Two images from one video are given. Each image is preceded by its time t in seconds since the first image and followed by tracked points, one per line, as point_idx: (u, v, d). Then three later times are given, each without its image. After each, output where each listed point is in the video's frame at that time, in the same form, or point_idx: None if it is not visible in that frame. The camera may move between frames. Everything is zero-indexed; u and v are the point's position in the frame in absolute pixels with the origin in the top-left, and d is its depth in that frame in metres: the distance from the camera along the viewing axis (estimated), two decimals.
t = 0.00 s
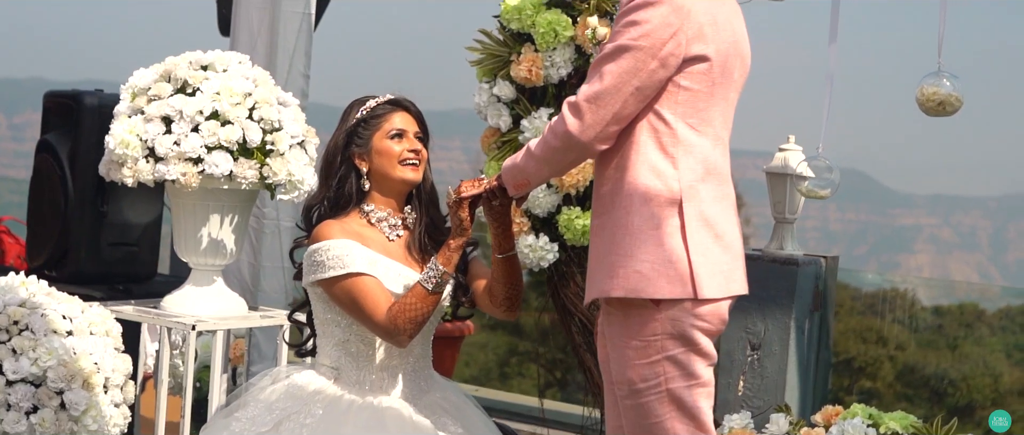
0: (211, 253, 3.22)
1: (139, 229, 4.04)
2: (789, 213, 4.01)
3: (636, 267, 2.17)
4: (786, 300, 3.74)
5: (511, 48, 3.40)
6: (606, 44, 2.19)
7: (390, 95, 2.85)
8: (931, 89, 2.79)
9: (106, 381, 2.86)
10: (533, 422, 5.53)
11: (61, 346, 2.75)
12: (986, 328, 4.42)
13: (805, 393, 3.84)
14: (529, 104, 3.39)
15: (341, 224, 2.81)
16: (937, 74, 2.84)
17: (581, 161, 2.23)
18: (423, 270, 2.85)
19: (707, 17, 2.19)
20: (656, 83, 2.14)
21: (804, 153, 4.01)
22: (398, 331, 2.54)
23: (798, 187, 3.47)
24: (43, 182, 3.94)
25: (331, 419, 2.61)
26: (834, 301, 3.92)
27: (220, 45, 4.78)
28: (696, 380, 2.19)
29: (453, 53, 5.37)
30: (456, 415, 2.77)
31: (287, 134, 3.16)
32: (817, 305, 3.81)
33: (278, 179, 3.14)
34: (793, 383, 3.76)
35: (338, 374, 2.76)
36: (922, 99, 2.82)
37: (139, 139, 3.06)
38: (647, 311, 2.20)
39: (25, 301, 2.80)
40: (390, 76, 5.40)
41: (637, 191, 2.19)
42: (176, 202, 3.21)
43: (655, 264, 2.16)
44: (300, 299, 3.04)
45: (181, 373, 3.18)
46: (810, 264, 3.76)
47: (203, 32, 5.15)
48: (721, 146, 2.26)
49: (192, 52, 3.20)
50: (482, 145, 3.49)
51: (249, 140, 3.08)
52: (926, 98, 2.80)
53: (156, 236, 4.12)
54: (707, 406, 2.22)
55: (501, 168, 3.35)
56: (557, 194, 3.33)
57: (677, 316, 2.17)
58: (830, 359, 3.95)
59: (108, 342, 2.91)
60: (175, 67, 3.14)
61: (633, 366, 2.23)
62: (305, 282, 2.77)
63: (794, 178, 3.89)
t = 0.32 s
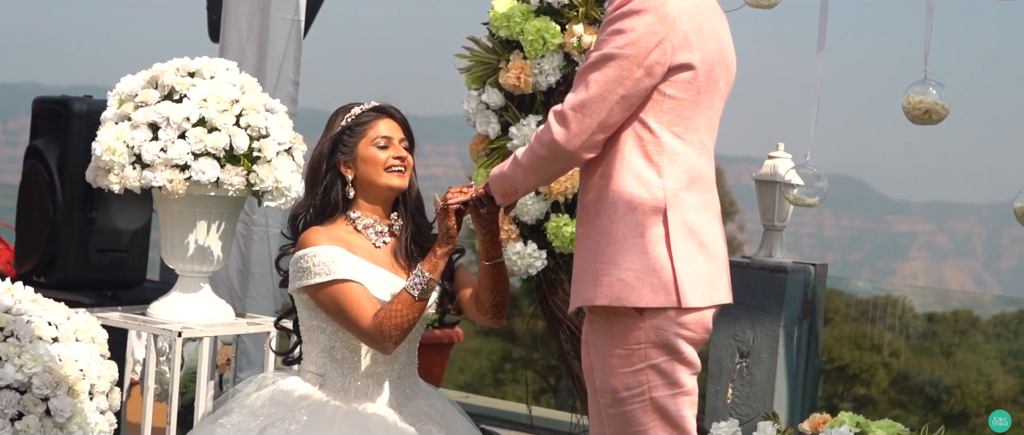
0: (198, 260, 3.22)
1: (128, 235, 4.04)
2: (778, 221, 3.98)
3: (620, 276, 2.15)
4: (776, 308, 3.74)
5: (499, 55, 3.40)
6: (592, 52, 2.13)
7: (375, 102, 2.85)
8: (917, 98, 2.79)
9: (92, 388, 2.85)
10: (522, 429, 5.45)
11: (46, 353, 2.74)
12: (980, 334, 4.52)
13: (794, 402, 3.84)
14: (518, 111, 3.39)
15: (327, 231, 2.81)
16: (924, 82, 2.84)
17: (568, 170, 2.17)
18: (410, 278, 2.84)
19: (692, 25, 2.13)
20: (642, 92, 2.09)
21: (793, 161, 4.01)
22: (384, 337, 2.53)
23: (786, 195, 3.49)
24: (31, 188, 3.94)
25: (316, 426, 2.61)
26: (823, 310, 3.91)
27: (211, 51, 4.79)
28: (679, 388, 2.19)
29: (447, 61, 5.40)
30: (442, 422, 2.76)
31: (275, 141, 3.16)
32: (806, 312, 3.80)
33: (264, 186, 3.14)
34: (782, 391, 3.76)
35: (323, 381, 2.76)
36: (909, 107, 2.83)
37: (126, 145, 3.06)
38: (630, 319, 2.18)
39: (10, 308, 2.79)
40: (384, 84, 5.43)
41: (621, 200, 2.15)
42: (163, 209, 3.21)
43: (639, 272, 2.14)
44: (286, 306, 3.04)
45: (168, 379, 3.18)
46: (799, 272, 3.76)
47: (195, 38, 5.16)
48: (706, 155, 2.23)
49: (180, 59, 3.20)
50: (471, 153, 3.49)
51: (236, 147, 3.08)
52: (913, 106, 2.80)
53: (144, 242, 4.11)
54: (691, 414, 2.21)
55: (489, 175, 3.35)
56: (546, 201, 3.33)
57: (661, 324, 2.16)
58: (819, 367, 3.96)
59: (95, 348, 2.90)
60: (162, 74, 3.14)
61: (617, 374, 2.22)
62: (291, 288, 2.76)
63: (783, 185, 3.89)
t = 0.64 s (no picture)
0: (189, 264, 3.22)
1: (121, 240, 4.05)
2: (771, 226, 3.98)
3: (609, 282, 2.04)
4: (769, 312, 3.73)
5: (492, 60, 3.40)
6: (580, 59, 2.03)
7: (366, 107, 2.85)
8: (907, 103, 2.79)
9: (82, 393, 2.85)
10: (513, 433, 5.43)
11: (36, 358, 2.74)
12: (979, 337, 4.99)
13: (786, 406, 3.84)
14: (510, 116, 3.40)
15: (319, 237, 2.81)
16: (915, 87, 2.84)
17: (557, 176, 2.07)
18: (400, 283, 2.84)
19: (682, 31, 2.03)
20: (631, 98, 1.98)
21: (786, 165, 4.02)
22: (373, 344, 2.52)
23: (779, 200, 3.50)
24: (25, 193, 3.95)
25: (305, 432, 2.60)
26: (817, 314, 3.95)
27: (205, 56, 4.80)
28: (670, 394, 2.08)
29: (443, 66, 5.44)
30: (432, 428, 2.76)
31: (266, 146, 3.17)
32: (799, 317, 3.84)
33: (255, 191, 3.14)
34: (775, 395, 3.76)
35: (313, 386, 2.75)
36: (899, 112, 2.82)
37: (116, 151, 3.06)
38: (619, 325, 2.07)
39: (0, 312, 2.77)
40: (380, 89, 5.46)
41: (610, 205, 2.05)
42: (154, 214, 3.21)
43: (628, 278, 2.03)
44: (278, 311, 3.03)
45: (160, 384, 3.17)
46: (792, 276, 3.76)
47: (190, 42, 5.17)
48: (696, 161, 2.11)
49: (172, 64, 3.20)
50: (463, 157, 3.49)
51: (227, 153, 3.08)
52: (903, 112, 2.80)
53: (137, 248, 4.13)
54: (682, 421, 2.11)
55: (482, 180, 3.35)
56: (538, 206, 3.33)
57: (651, 331, 2.05)
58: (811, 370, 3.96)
59: (85, 354, 2.89)
60: (153, 78, 3.14)
61: (605, 380, 2.11)
62: (282, 293, 2.76)
63: (776, 190, 3.90)
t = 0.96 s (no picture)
0: (179, 271, 3.22)
1: (112, 246, 4.04)
2: (763, 232, 3.99)
3: (597, 289, 2.02)
4: (761, 318, 3.74)
5: (484, 66, 3.40)
6: (567, 65, 2.01)
7: (358, 113, 2.85)
8: (897, 109, 2.80)
9: (71, 400, 2.85)
10: None
11: (26, 365, 2.73)
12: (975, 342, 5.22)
13: (779, 412, 3.83)
14: (502, 122, 3.40)
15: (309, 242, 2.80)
16: (905, 93, 2.84)
17: (545, 182, 2.06)
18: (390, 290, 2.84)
19: (669, 38, 2.00)
20: (618, 105, 1.96)
21: (779, 171, 4.03)
22: (358, 354, 2.51)
23: (771, 206, 3.51)
24: (16, 199, 3.95)
25: None
26: (808, 319, 3.94)
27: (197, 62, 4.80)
28: (658, 402, 2.06)
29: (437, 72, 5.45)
30: None
31: (256, 153, 3.17)
32: (791, 323, 3.84)
33: (246, 197, 3.14)
34: (767, 401, 3.75)
35: (301, 392, 2.75)
36: (888, 118, 2.83)
37: (107, 157, 3.06)
38: (608, 332, 2.06)
39: None
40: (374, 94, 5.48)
41: (598, 212, 2.02)
42: (145, 220, 3.20)
43: (616, 285, 2.01)
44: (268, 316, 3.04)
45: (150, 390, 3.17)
46: (784, 282, 3.77)
47: (184, 47, 5.17)
48: (685, 168, 2.09)
49: (162, 70, 3.20)
50: (455, 163, 3.50)
51: (217, 159, 3.09)
52: (892, 118, 2.81)
53: (129, 254, 4.13)
54: (670, 428, 2.09)
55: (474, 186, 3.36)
56: (530, 212, 3.33)
57: (639, 338, 2.03)
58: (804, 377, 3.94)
59: (75, 360, 2.89)
60: (143, 84, 3.14)
61: (595, 387, 2.09)
62: (272, 299, 2.75)
63: (768, 195, 3.90)
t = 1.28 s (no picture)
0: (171, 276, 3.22)
1: (106, 251, 4.06)
2: (757, 235, 4.00)
3: (586, 296, 2.01)
4: (755, 322, 3.74)
5: (477, 71, 3.40)
6: (556, 72, 2.01)
7: (352, 118, 2.84)
8: (888, 113, 2.85)
9: (63, 406, 2.84)
10: None
11: (17, 371, 2.73)
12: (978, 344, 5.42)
13: (773, 415, 3.85)
14: (495, 127, 3.40)
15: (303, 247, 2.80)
16: (895, 98, 2.90)
17: (533, 189, 2.05)
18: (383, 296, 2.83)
19: (657, 44, 2.00)
20: (606, 112, 1.96)
21: (773, 175, 4.03)
22: (343, 365, 2.52)
23: (765, 211, 3.52)
24: (9, 204, 3.95)
25: None
26: (803, 323, 3.96)
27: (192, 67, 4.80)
28: (647, 408, 2.05)
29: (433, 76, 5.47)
30: None
31: (248, 158, 3.17)
32: (785, 327, 3.85)
33: (238, 203, 3.14)
34: (761, 406, 3.76)
35: (291, 396, 2.75)
36: (879, 123, 2.88)
37: (99, 162, 3.07)
38: (597, 338, 2.05)
39: None
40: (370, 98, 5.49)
41: (586, 218, 2.02)
42: (137, 226, 3.20)
43: (605, 291, 2.00)
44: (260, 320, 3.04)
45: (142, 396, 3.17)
46: (777, 286, 3.78)
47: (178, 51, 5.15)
48: (674, 174, 2.08)
49: (154, 75, 3.20)
50: (449, 168, 3.50)
51: (209, 164, 3.08)
52: (884, 122, 2.86)
53: (122, 260, 4.13)
54: None
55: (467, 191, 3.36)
56: (523, 217, 3.33)
57: (628, 344, 2.02)
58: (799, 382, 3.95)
59: (67, 366, 2.89)
60: (135, 90, 3.14)
61: (584, 394, 2.09)
62: (263, 304, 2.75)
63: (762, 199, 3.91)
